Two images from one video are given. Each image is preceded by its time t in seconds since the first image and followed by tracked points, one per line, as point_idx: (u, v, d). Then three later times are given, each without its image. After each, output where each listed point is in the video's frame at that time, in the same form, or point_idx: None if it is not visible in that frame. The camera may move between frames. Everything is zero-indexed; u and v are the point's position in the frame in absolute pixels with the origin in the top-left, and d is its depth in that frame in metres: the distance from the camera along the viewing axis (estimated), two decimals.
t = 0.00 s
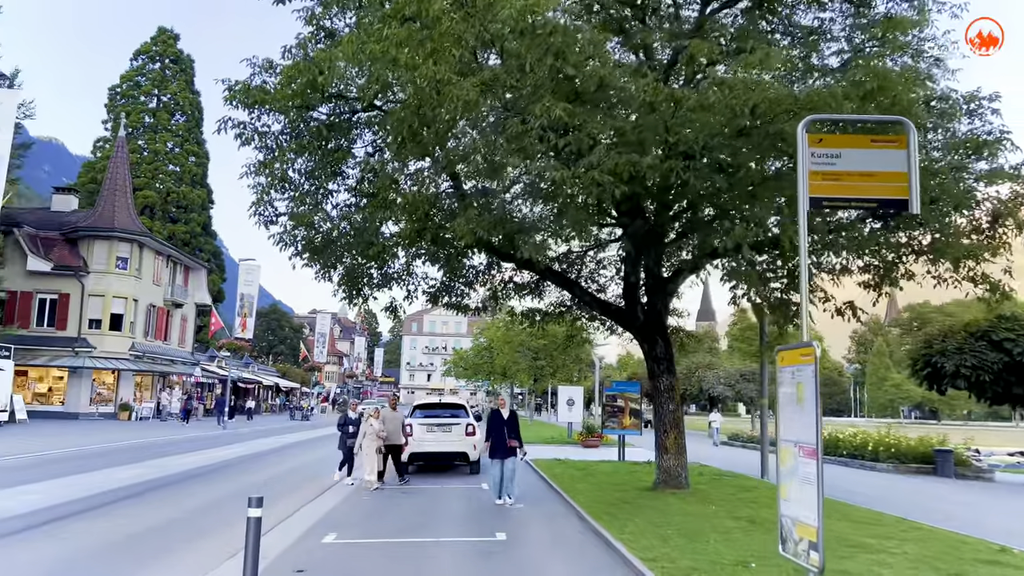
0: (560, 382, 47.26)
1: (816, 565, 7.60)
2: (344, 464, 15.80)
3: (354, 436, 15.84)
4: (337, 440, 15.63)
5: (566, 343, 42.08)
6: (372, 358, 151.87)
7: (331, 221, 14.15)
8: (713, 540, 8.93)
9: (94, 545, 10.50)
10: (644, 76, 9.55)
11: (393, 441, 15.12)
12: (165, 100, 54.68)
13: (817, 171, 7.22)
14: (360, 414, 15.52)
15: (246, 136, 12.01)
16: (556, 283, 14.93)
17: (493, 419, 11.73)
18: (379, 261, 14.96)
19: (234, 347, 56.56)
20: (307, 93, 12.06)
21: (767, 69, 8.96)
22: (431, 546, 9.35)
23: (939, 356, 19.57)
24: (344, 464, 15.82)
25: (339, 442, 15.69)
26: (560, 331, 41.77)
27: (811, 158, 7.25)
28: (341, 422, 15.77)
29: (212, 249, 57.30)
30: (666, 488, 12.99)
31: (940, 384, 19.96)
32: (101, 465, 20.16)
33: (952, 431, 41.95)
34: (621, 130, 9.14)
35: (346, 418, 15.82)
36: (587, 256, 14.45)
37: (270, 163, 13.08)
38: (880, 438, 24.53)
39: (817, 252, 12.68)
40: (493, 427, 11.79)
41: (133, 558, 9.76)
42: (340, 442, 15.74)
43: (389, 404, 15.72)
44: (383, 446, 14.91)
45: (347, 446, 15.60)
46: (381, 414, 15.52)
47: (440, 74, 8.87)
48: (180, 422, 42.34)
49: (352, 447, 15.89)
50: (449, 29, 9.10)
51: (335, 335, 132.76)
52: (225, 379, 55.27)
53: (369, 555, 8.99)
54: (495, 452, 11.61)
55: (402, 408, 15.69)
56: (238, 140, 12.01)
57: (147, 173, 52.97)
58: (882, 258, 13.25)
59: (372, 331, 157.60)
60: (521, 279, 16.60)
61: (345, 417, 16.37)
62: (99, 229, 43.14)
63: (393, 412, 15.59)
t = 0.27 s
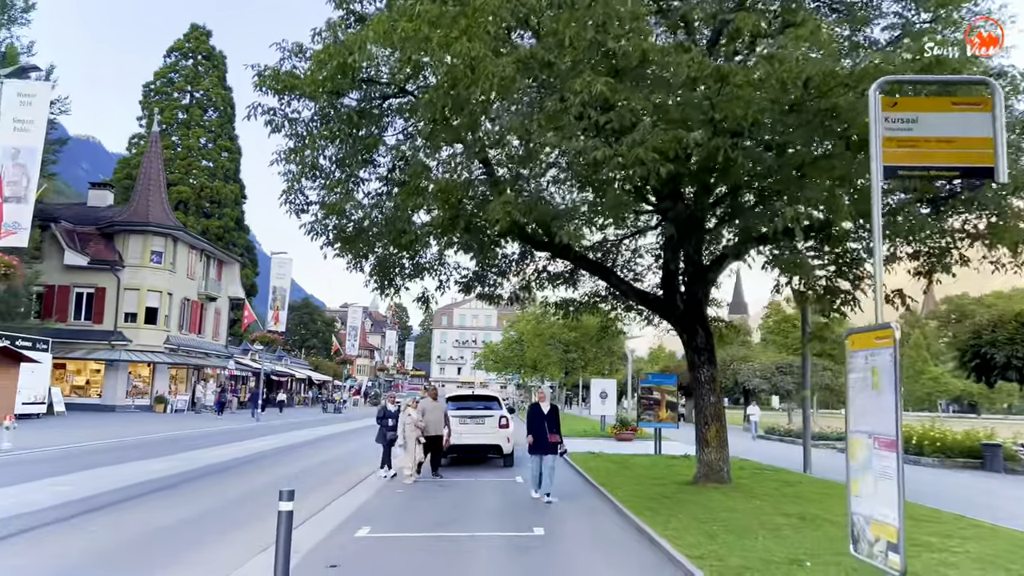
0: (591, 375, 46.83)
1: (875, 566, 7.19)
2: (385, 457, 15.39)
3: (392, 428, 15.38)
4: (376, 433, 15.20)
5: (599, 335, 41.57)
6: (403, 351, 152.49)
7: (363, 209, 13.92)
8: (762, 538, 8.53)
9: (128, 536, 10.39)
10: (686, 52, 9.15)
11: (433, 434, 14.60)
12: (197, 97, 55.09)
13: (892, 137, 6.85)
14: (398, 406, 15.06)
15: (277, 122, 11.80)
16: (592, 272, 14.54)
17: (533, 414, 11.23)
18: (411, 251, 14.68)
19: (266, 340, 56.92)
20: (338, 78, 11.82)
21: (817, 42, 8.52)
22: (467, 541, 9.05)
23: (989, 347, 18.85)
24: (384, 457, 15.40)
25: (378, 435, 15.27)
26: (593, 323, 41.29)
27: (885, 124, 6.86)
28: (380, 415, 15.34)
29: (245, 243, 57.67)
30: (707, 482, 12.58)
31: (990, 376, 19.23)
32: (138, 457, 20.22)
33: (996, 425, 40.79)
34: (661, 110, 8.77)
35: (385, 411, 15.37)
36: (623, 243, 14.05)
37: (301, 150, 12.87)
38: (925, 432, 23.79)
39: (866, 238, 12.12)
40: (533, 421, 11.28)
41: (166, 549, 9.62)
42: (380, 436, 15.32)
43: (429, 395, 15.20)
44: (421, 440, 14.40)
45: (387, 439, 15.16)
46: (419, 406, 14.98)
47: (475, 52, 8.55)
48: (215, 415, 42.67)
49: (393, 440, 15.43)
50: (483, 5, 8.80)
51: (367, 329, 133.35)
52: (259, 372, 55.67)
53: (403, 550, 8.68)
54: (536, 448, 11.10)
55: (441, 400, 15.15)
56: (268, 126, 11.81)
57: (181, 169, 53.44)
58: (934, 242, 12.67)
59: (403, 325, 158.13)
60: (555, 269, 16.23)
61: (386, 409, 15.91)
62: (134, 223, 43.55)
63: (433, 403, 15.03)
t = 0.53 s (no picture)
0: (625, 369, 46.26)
1: None
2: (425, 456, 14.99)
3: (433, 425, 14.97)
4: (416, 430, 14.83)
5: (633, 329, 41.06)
6: (435, 346, 153.13)
7: (396, 202, 13.64)
8: (819, 544, 8.09)
9: (164, 534, 10.23)
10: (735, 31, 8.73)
11: (473, 431, 14.15)
12: (231, 94, 55.41)
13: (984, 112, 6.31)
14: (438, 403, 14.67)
15: (308, 113, 11.56)
16: (631, 265, 14.09)
17: (575, 411, 10.80)
18: (444, 244, 14.39)
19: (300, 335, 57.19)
20: (370, 66, 11.54)
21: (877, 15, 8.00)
22: (507, 544, 8.72)
23: None
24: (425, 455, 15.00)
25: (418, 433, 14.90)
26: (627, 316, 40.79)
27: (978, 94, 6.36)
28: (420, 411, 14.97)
29: (278, 239, 57.97)
30: (754, 483, 12.12)
31: None
32: (174, 452, 20.25)
33: None
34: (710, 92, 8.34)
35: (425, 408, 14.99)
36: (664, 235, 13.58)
37: (333, 141, 12.63)
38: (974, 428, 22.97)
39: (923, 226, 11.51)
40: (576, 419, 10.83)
41: (203, 547, 9.43)
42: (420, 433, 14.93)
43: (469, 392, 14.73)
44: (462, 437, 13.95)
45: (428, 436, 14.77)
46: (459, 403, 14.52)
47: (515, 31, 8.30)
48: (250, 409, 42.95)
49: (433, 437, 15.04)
50: None
51: (398, 324, 133.96)
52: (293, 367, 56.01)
53: (442, 554, 8.33)
54: (578, 447, 10.65)
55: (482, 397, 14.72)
56: (300, 117, 11.57)
57: (215, 166, 53.83)
58: (994, 230, 12.01)
59: (434, 320, 158.60)
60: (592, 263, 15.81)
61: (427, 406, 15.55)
62: (169, 220, 43.90)
63: (473, 401, 14.57)
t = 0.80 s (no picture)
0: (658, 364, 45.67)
1: None
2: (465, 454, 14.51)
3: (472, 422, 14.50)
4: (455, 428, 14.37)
5: (667, 322, 40.44)
6: (466, 341, 153.31)
7: (427, 192, 13.39)
8: (874, 546, 7.63)
9: (196, 527, 10.08)
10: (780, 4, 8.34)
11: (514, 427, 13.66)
12: (263, 90, 55.68)
13: None
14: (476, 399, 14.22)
15: (337, 99, 11.33)
16: (669, 255, 13.70)
17: (616, 408, 10.31)
18: (476, 234, 14.11)
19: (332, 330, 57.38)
20: (400, 51, 11.29)
21: None
22: (544, 542, 8.40)
23: None
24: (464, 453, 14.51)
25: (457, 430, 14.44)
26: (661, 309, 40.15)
27: None
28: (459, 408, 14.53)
29: (310, 234, 58.21)
30: (798, 480, 11.65)
31: None
32: (208, 445, 20.25)
33: None
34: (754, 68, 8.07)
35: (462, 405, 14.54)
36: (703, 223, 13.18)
37: (363, 129, 12.40)
38: None
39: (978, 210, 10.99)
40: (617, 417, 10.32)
41: (235, 540, 9.26)
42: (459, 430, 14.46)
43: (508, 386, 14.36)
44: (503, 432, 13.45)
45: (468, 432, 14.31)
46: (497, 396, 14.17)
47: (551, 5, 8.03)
48: (283, 403, 43.15)
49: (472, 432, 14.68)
50: None
51: (430, 319, 134.27)
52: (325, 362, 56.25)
53: (476, 552, 8.03)
54: (620, 446, 10.10)
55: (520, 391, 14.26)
56: (329, 104, 11.35)
57: (248, 162, 54.18)
58: None
59: (466, 315, 158.79)
60: (626, 253, 15.44)
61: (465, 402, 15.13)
62: (202, 215, 44.20)
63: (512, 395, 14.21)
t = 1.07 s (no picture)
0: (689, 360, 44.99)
1: None
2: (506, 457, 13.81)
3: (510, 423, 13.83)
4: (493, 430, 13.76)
5: (698, 318, 39.76)
6: (494, 338, 153.19)
7: (454, 185, 13.02)
8: (933, 559, 7.10)
9: (222, 527, 9.81)
10: None
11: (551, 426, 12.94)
12: (292, 88, 55.80)
13: None
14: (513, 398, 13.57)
15: (362, 90, 10.99)
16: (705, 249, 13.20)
17: (656, 407, 9.81)
18: (505, 228, 13.71)
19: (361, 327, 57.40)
20: (427, 38, 10.92)
21: None
22: (578, 550, 7.99)
23: None
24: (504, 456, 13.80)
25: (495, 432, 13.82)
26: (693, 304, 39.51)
27: None
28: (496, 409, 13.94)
29: (339, 231, 58.28)
30: (844, 483, 11.12)
31: None
32: (236, 443, 20.10)
33: None
34: (803, 47, 7.68)
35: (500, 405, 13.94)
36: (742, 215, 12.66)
37: (388, 121, 12.05)
38: None
39: None
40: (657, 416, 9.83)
41: (263, 541, 8.99)
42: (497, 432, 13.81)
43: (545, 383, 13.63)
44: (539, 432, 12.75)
45: (505, 434, 13.59)
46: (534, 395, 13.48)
47: None
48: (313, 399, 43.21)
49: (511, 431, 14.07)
50: None
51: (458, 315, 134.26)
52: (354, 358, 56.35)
53: (507, 560, 7.64)
54: (659, 447, 9.60)
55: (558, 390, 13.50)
56: (353, 95, 11.01)
57: (278, 160, 54.37)
58: None
59: (494, 311, 158.63)
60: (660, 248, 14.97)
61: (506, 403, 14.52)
62: (232, 212, 44.34)
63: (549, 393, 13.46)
